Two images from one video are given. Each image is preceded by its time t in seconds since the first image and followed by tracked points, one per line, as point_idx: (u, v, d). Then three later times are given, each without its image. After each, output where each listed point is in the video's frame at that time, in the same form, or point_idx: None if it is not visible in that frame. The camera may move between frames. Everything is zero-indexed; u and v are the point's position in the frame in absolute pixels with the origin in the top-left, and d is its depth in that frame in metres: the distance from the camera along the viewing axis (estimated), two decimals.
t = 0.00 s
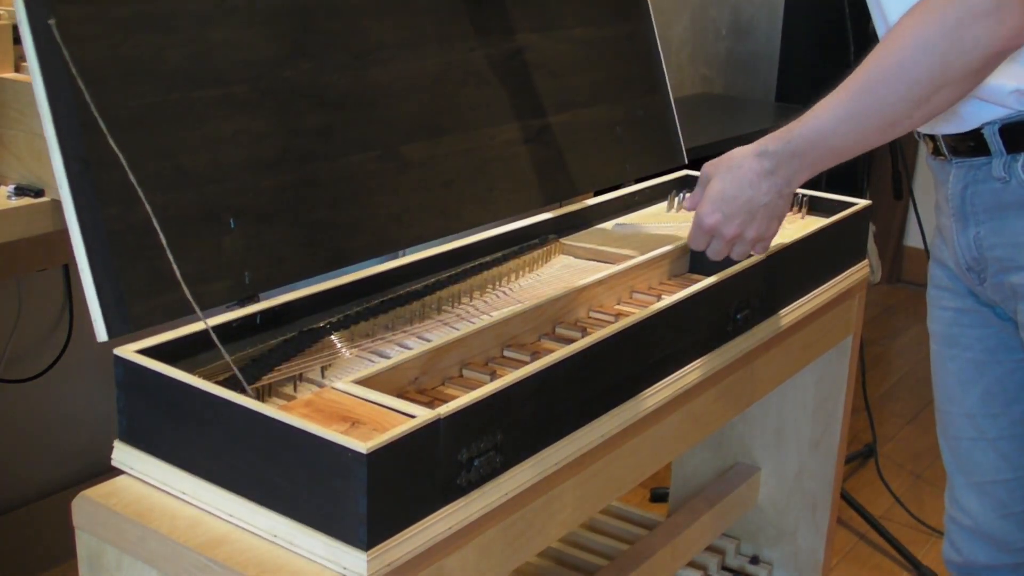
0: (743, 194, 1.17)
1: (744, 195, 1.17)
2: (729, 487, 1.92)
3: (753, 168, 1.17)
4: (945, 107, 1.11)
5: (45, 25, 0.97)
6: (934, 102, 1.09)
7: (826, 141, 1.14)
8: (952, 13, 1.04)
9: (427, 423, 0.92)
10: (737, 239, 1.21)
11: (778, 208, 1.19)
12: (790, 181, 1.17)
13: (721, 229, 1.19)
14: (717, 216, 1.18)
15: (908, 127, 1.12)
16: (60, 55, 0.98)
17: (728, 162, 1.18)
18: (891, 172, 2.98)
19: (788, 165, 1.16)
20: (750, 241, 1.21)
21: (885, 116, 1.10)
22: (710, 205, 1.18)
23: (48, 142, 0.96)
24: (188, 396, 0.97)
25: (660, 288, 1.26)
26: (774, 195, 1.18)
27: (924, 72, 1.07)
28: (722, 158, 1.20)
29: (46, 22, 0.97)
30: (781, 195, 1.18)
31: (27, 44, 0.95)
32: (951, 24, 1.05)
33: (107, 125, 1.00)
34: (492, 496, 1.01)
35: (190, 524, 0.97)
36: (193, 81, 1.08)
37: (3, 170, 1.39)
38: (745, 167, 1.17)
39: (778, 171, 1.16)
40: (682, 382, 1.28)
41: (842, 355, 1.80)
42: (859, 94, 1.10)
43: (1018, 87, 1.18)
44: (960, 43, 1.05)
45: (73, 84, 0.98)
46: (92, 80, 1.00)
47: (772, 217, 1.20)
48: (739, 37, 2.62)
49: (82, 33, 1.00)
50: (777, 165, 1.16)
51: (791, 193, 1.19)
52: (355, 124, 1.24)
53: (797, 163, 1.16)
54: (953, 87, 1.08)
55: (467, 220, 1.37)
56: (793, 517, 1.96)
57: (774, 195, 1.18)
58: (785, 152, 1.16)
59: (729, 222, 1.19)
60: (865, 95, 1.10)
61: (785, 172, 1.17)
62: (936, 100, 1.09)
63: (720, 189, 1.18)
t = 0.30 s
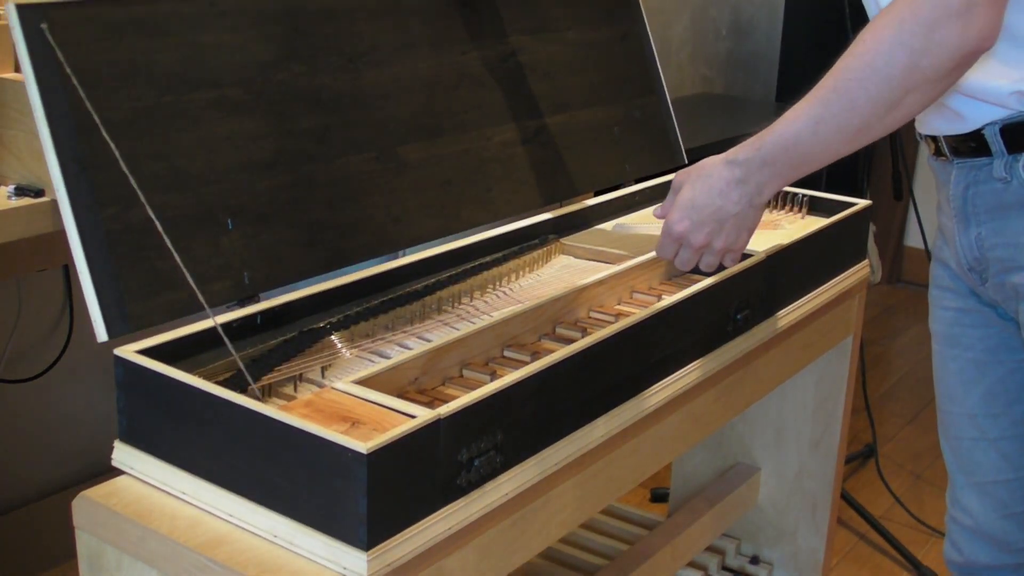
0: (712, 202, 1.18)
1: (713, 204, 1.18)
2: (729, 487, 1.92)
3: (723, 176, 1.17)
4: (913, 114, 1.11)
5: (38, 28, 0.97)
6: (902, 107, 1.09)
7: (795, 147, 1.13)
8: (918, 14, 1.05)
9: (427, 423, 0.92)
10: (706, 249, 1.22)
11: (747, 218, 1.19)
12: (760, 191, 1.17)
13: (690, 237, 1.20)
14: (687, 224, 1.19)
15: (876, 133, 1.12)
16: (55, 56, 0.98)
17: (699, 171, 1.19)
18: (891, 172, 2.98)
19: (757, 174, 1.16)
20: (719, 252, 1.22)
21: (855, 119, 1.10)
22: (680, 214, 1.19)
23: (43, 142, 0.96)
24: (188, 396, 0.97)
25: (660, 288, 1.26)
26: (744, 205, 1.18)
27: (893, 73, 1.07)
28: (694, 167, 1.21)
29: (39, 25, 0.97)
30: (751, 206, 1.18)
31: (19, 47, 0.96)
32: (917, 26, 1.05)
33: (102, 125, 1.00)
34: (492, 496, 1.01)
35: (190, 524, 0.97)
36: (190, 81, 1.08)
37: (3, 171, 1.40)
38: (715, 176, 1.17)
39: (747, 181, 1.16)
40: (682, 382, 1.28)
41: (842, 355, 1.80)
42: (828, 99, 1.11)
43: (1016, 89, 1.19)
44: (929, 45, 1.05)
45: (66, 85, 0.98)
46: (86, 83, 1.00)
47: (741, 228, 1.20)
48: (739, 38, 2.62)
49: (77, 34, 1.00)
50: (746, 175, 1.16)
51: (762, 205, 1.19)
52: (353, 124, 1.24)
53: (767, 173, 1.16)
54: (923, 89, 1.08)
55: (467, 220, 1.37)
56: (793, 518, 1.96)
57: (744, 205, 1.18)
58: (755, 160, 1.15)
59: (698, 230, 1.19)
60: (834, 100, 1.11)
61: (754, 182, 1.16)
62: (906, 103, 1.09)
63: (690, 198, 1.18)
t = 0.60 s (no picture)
0: (696, 223, 1.11)
1: (697, 225, 1.12)
2: (729, 487, 1.92)
3: (706, 196, 1.11)
4: (896, 123, 1.07)
5: (37, 29, 0.97)
6: (886, 115, 1.05)
7: (780, 163, 1.08)
8: (899, 18, 1.01)
9: (427, 423, 0.92)
10: (693, 272, 1.15)
11: (733, 238, 1.13)
12: (746, 210, 1.11)
13: (676, 261, 1.13)
14: (671, 247, 1.12)
15: (861, 144, 1.08)
16: (55, 58, 0.98)
17: (680, 193, 1.13)
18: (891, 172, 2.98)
19: (742, 191, 1.10)
20: (705, 274, 1.15)
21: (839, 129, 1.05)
22: (664, 236, 1.13)
23: (42, 142, 0.96)
24: (188, 396, 0.97)
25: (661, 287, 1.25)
26: (730, 224, 1.11)
27: (875, 80, 1.03)
28: (674, 192, 1.15)
29: (39, 25, 0.98)
30: (737, 225, 1.12)
31: (19, 47, 0.96)
32: (898, 30, 1.01)
33: (102, 125, 1.00)
34: (492, 496, 1.01)
35: (190, 524, 0.97)
36: (190, 82, 1.08)
37: (3, 171, 1.40)
38: (697, 197, 1.11)
39: (732, 199, 1.10)
40: (682, 382, 1.28)
41: (842, 355, 1.80)
42: (811, 111, 1.06)
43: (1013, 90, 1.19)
44: (910, 50, 1.02)
45: (67, 85, 0.98)
46: (86, 83, 1.00)
47: (726, 249, 1.14)
48: (738, 38, 2.62)
49: (77, 35, 1.00)
50: (730, 193, 1.10)
51: (748, 223, 1.13)
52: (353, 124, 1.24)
53: (751, 190, 1.10)
54: (906, 95, 1.04)
55: (467, 220, 1.37)
56: (793, 518, 1.96)
57: (730, 224, 1.11)
58: (739, 178, 1.09)
59: (683, 253, 1.13)
60: (817, 111, 1.06)
61: (739, 200, 1.10)
62: (891, 111, 1.05)
63: (673, 220, 1.12)
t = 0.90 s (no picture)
0: (590, 257, 0.93)
1: (591, 260, 0.94)
2: (729, 486, 1.92)
3: (600, 228, 0.95)
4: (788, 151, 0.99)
5: (37, 29, 0.97)
6: (784, 139, 0.97)
7: (675, 194, 0.96)
8: (800, 31, 0.96)
9: (427, 422, 0.92)
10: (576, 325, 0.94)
11: (619, 285, 0.97)
12: (637, 249, 0.97)
13: (566, 302, 0.92)
14: (564, 281, 0.92)
15: (752, 174, 0.98)
16: (55, 59, 0.98)
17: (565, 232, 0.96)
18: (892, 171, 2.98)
19: (635, 224, 0.96)
20: (591, 325, 0.96)
21: (736, 154, 0.96)
22: (550, 271, 0.93)
23: (42, 142, 0.96)
24: (188, 396, 0.97)
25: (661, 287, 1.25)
26: (620, 264, 0.95)
27: (775, 100, 0.95)
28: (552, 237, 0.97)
29: (38, 25, 0.98)
30: (626, 267, 0.96)
31: (19, 47, 0.96)
32: (797, 49, 0.95)
33: (101, 125, 1.00)
34: (492, 496, 1.01)
35: (190, 524, 0.97)
36: (189, 82, 1.08)
37: (4, 171, 1.40)
38: (588, 230, 0.95)
39: (623, 232, 0.96)
40: (682, 381, 1.28)
41: (842, 355, 1.80)
42: (707, 132, 0.96)
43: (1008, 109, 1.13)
44: (810, 68, 0.96)
45: (67, 86, 0.98)
46: (86, 83, 1.00)
47: (612, 297, 0.97)
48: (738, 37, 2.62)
49: (76, 36, 1.00)
50: (624, 225, 0.96)
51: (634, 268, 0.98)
52: (353, 124, 1.24)
53: (643, 223, 0.96)
54: (802, 120, 0.97)
55: (467, 220, 1.37)
56: (793, 518, 1.96)
57: (620, 264, 0.95)
58: (634, 209, 0.96)
59: (576, 291, 0.93)
60: (713, 136, 0.96)
61: (631, 237, 0.96)
62: (786, 137, 0.97)
63: (563, 253, 0.93)
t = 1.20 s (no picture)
0: (547, 298, 0.93)
1: (548, 300, 0.93)
2: (729, 487, 1.92)
3: (554, 269, 0.94)
4: (746, 180, 0.99)
5: (37, 29, 0.97)
6: (740, 167, 0.97)
7: (632, 230, 0.96)
8: (752, 59, 0.96)
9: (427, 423, 0.92)
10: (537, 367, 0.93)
11: (579, 322, 0.96)
12: (594, 287, 0.96)
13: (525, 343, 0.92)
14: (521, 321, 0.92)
15: (708, 204, 0.98)
16: (54, 58, 0.98)
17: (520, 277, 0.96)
18: (892, 170, 2.98)
19: (591, 263, 0.96)
20: (552, 365, 0.95)
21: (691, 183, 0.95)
22: (509, 313, 0.92)
23: (42, 142, 0.96)
24: (187, 396, 0.97)
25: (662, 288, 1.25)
26: (578, 302, 0.95)
27: (728, 128, 0.95)
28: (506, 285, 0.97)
29: (38, 25, 0.98)
30: (584, 305, 0.96)
31: (19, 47, 0.96)
32: (747, 76, 0.95)
33: (101, 125, 1.00)
34: (492, 497, 1.01)
35: (190, 524, 0.97)
36: (188, 82, 1.08)
37: (3, 171, 1.40)
38: (542, 273, 0.95)
39: (582, 268, 0.95)
40: (682, 381, 1.28)
41: (842, 355, 1.80)
42: (661, 164, 0.96)
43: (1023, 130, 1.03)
44: (761, 94, 0.95)
45: (66, 85, 0.98)
46: (86, 82, 1.00)
47: (573, 334, 0.96)
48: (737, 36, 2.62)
49: (76, 35, 1.00)
50: (580, 263, 0.95)
51: (593, 304, 0.97)
52: (352, 124, 1.24)
53: (602, 258, 0.96)
54: (756, 147, 0.97)
55: (467, 220, 1.37)
56: (793, 518, 1.96)
57: (579, 301, 0.95)
58: (590, 247, 0.96)
59: (534, 332, 0.92)
60: (666, 168, 0.96)
61: (588, 275, 0.96)
62: (741, 165, 0.97)
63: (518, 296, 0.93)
